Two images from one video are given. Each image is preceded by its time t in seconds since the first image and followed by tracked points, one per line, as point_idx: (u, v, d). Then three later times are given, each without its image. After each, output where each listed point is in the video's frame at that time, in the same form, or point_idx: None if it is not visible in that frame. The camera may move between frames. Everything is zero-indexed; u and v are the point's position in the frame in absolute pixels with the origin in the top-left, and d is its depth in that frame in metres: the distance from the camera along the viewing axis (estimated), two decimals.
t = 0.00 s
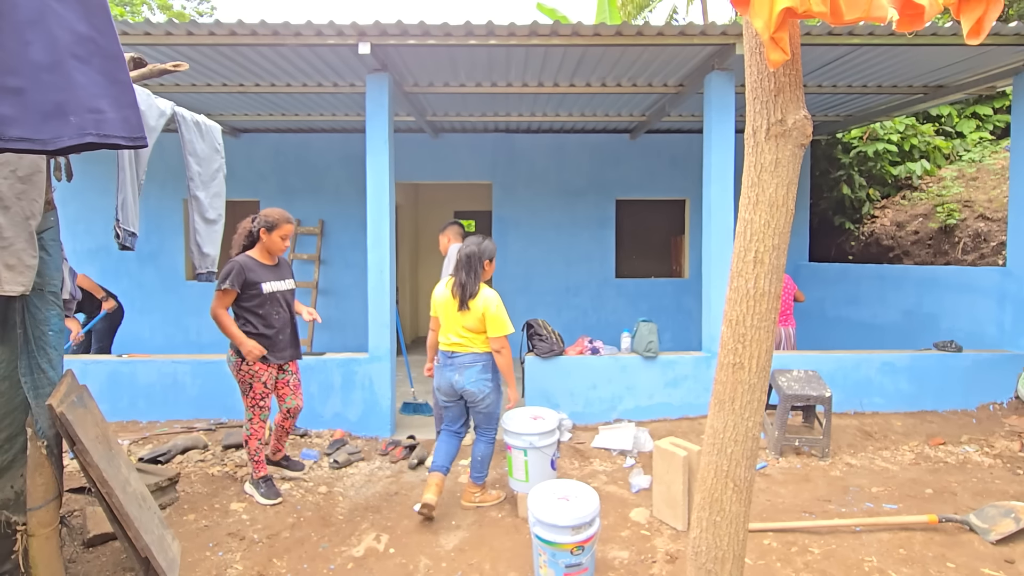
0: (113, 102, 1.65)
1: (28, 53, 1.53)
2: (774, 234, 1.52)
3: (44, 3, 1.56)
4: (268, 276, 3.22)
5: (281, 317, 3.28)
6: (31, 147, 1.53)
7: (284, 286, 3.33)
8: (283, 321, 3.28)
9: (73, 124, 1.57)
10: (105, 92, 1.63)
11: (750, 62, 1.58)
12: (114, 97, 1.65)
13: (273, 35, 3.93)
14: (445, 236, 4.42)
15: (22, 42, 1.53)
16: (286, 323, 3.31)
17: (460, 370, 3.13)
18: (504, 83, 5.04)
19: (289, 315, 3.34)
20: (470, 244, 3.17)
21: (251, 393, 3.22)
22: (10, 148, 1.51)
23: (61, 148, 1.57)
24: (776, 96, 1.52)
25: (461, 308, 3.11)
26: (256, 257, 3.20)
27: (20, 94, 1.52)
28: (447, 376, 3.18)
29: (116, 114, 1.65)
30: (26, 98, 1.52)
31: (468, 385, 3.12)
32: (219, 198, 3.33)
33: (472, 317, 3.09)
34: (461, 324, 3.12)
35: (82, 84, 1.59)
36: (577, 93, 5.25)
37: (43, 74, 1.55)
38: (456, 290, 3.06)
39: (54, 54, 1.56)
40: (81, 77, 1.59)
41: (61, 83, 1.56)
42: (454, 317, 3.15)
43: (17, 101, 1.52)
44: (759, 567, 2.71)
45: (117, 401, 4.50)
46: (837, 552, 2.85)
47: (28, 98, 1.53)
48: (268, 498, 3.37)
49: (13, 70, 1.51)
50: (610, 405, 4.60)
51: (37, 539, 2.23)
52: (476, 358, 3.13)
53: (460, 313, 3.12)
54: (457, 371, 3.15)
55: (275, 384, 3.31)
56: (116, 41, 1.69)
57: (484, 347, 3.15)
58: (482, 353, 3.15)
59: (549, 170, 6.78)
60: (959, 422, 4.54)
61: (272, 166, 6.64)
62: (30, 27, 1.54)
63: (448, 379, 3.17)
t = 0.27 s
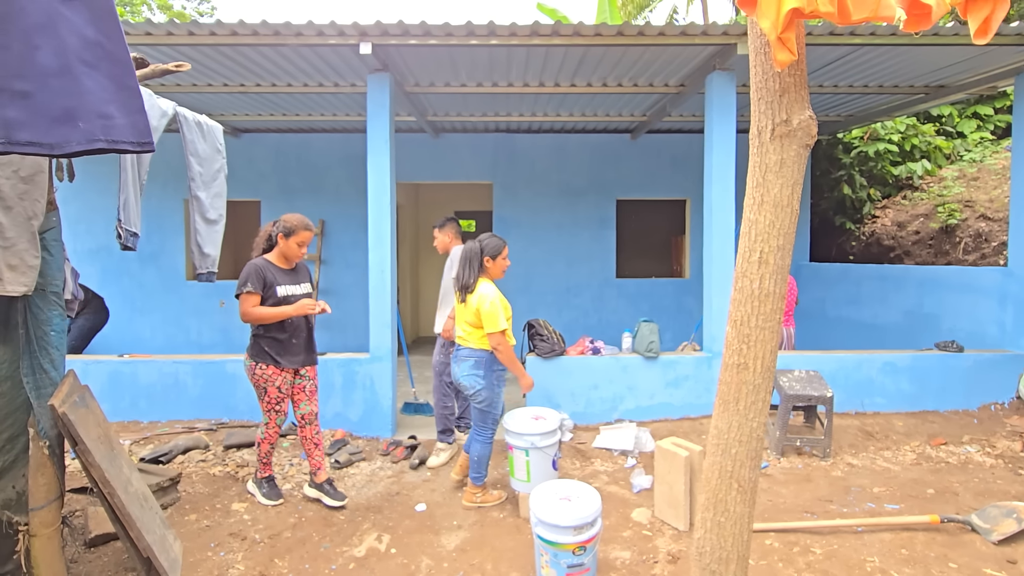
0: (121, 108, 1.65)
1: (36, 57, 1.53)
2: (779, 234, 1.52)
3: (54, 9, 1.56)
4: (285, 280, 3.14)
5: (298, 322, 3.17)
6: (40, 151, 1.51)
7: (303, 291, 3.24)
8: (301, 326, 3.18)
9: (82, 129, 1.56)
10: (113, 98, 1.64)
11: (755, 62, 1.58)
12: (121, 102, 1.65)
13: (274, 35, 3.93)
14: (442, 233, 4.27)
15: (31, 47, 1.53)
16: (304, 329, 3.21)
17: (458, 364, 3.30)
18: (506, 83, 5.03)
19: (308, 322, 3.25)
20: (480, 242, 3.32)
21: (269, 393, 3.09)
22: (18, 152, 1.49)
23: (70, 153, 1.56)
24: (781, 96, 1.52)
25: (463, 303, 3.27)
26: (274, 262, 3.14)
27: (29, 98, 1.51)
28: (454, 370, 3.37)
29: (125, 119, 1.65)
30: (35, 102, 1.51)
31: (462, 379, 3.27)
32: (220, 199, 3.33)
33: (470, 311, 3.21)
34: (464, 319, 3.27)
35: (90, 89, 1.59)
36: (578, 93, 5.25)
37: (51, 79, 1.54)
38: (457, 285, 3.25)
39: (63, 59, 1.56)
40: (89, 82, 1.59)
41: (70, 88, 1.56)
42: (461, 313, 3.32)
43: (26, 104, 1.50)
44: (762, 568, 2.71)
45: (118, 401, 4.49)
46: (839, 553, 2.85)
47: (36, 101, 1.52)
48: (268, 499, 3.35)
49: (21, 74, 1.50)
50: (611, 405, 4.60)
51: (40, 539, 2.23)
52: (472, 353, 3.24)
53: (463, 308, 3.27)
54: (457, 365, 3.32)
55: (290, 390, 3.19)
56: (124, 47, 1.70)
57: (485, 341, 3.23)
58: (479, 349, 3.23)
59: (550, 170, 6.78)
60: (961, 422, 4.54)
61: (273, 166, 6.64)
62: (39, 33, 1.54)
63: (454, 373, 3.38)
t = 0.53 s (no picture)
0: (133, 104, 1.64)
1: (49, 56, 1.54)
2: (783, 236, 1.53)
3: (66, 6, 1.57)
4: (313, 288, 3.07)
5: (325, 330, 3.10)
6: (53, 149, 1.53)
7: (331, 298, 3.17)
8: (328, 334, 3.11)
9: (94, 125, 1.56)
10: (125, 93, 1.63)
11: (760, 64, 1.59)
12: (133, 98, 1.64)
13: (276, 35, 3.93)
14: (439, 234, 4.00)
15: (45, 45, 1.54)
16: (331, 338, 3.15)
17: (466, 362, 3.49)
18: (507, 83, 5.04)
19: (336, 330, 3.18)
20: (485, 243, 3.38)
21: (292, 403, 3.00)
22: (34, 151, 1.52)
23: (84, 150, 1.57)
24: (785, 99, 1.53)
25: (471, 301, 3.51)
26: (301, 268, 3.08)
27: (42, 97, 1.53)
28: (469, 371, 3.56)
29: (136, 115, 1.64)
30: (49, 100, 1.53)
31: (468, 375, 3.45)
32: (223, 200, 3.34)
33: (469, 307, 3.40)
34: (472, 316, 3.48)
35: (102, 85, 1.59)
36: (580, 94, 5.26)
37: (64, 77, 1.55)
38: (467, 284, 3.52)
39: (75, 56, 1.57)
40: (101, 78, 1.59)
41: (81, 85, 1.56)
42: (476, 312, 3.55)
43: (40, 103, 1.53)
44: (764, 568, 2.72)
45: (121, 402, 4.50)
46: (841, 552, 2.86)
47: (50, 99, 1.54)
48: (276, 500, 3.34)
49: (35, 73, 1.53)
50: (613, 405, 4.61)
51: (43, 540, 2.24)
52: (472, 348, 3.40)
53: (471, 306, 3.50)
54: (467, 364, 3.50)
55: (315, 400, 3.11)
56: (137, 42, 1.69)
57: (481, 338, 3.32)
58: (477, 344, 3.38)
59: (551, 170, 6.79)
60: (961, 422, 4.55)
61: (274, 166, 6.64)
62: (52, 31, 1.55)
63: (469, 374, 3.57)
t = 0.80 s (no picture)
0: (142, 111, 1.65)
1: (61, 64, 1.55)
2: (785, 237, 1.53)
3: (76, 14, 1.57)
4: (324, 290, 3.06)
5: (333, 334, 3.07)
6: (65, 156, 1.54)
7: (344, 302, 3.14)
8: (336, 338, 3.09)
9: (105, 134, 1.57)
10: (134, 101, 1.63)
11: (761, 66, 1.59)
12: (142, 106, 1.65)
13: (276, 36, 3.93)
14: (430, 235, 3.92)
15: (57, 54, 1.55)
16: (341, 341, 3.13)
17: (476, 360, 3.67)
18: (507, 84, 5.05)
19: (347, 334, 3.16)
20: (493, 241, 3.50)
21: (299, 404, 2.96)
22: (45, 158, 1.52)
23: (94, 158, 1.58)
24: (787, 100, 1.53)
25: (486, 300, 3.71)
26: (315, 270, 3.08)
27: (54, 105, 1.53)
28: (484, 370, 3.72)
29: (145, 122, 1.64)
30: (60, 109, 1.54)
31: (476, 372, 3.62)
32: (224, 200, 3.34)
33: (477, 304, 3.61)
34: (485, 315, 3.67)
35: (112, 93, 1.59)
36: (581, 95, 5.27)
37: (75, 85, 1.55)
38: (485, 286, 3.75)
39: (86, 65, 1.57)
40: (111, 87, 1.60)
41: (92, 93, 1.57)
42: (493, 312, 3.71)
43: (52, 111, 1.53)
44: (765, 568, 2.72)
45: (121, 402, 4.50)
46: (841, 553, 2.86)
47: (62, 108, 1.54)
48: (305, 536, 2.91)
49: (46, 82, 1.53)
50: (613, 405, 4.61)
51: (45, 540, 2.26)
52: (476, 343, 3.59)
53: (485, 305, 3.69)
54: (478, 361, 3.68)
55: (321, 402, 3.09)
56: (145, 51, 1.69)
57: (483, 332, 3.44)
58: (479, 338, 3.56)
59: (551, 170, 6.79)
60: (961, 422, 4.55)
61: (274, 166, 6.64)
62: (63, 39, 1.55)
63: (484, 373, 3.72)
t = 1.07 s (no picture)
0: (146, 116, 1.67)
1: (66, 69, 1.57)
2: (784, 237, 1.55)
3: (81, 20, 1.59)
4: (322, 294, 3.00)
5: (331, 342, 3.01)
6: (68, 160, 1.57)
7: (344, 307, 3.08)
8: (335, 345, 3.02)
9: (109, 138, 1.60)
10: (139, 106, 1.66)
11: (761, 67, 1.62)
12: (147, 111, 1.67)
13: (278, 37, 3.95)
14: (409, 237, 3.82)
15: (62, 59, 1.57)
16: (342, 347, 3.07)
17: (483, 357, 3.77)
18: (507, 85, 5.07)
19: (348, 341, 3.10)
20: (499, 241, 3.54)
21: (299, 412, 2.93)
22: (49, 160, 1.55)
23: (97, 161, 1.60)
24: (786, 101, 1.55)
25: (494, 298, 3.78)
26: (314, 276, 3.02)
27: (59, 109, 1.56)
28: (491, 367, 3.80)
29: (149, 127, 1.67)
30: (65, 112, 1.56)
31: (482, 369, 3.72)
32: (226, 200, 3.36)
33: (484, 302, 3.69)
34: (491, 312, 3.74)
35: (117, 98, 1.62)
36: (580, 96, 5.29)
37: (80, 90, 1.57)
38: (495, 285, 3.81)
39: (91, 70, 1.59)
40: (116, 92, 1.62)
41: (97, 98, 1.59)
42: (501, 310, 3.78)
43: (56, 115, 1.56)
44: (764, 566, 2.74)
45: (123, 401, 4.52)
46: (839, 550, 2.88)
47: (66, 112, 1.56)
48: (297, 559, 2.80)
49: (51, 86, 1.55)
50: (613, 404, 4.63)
51: (48, 538, 2.26)
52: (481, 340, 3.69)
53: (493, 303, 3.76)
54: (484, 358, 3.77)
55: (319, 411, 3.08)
56: (149, 57, 1.72)
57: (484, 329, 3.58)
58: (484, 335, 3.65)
59: (551, 171, 6.81)
60: (959, 421, 4.58)
61: (275, 167, 6.66)
62: (68, 44, 1.57)
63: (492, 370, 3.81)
